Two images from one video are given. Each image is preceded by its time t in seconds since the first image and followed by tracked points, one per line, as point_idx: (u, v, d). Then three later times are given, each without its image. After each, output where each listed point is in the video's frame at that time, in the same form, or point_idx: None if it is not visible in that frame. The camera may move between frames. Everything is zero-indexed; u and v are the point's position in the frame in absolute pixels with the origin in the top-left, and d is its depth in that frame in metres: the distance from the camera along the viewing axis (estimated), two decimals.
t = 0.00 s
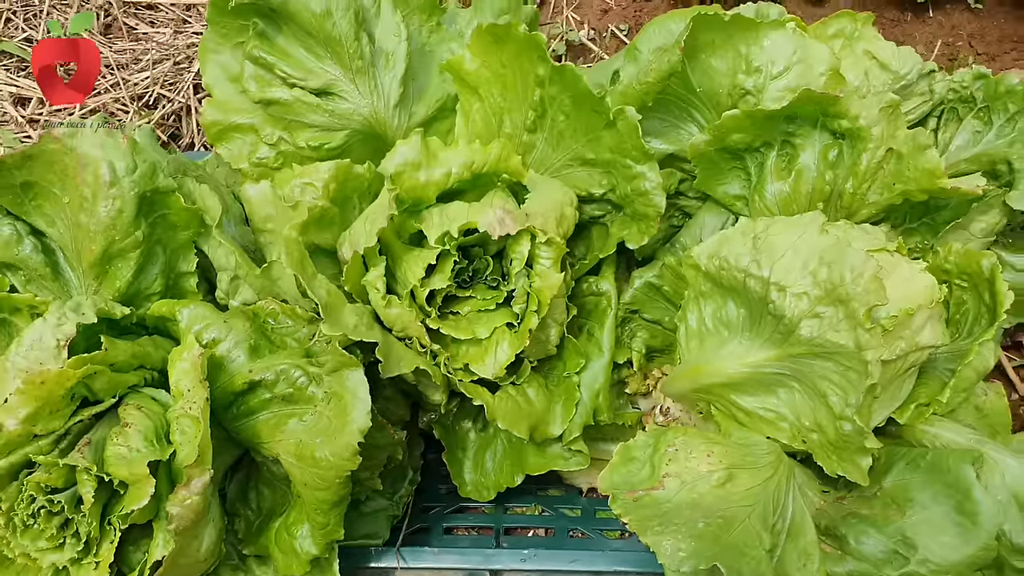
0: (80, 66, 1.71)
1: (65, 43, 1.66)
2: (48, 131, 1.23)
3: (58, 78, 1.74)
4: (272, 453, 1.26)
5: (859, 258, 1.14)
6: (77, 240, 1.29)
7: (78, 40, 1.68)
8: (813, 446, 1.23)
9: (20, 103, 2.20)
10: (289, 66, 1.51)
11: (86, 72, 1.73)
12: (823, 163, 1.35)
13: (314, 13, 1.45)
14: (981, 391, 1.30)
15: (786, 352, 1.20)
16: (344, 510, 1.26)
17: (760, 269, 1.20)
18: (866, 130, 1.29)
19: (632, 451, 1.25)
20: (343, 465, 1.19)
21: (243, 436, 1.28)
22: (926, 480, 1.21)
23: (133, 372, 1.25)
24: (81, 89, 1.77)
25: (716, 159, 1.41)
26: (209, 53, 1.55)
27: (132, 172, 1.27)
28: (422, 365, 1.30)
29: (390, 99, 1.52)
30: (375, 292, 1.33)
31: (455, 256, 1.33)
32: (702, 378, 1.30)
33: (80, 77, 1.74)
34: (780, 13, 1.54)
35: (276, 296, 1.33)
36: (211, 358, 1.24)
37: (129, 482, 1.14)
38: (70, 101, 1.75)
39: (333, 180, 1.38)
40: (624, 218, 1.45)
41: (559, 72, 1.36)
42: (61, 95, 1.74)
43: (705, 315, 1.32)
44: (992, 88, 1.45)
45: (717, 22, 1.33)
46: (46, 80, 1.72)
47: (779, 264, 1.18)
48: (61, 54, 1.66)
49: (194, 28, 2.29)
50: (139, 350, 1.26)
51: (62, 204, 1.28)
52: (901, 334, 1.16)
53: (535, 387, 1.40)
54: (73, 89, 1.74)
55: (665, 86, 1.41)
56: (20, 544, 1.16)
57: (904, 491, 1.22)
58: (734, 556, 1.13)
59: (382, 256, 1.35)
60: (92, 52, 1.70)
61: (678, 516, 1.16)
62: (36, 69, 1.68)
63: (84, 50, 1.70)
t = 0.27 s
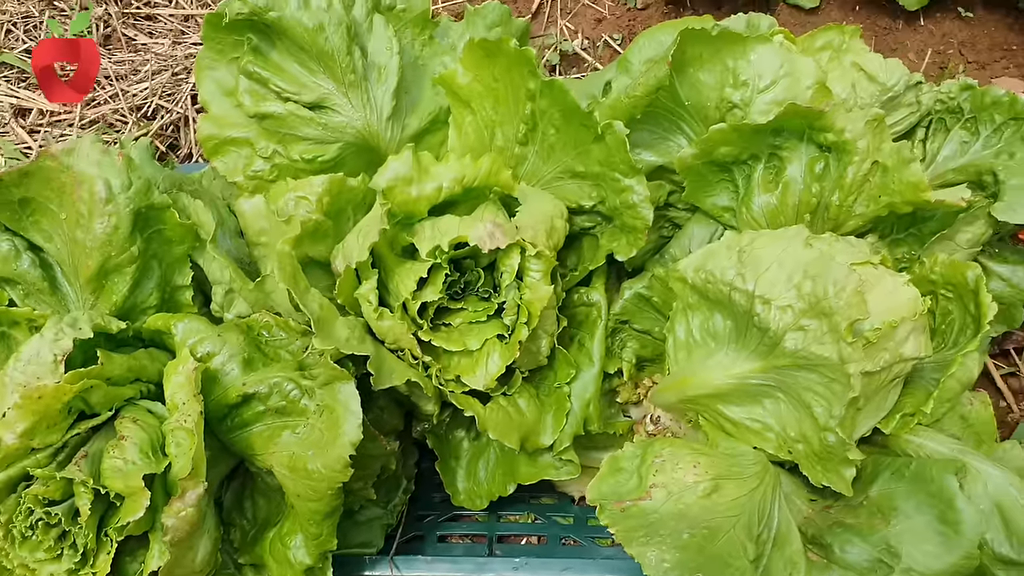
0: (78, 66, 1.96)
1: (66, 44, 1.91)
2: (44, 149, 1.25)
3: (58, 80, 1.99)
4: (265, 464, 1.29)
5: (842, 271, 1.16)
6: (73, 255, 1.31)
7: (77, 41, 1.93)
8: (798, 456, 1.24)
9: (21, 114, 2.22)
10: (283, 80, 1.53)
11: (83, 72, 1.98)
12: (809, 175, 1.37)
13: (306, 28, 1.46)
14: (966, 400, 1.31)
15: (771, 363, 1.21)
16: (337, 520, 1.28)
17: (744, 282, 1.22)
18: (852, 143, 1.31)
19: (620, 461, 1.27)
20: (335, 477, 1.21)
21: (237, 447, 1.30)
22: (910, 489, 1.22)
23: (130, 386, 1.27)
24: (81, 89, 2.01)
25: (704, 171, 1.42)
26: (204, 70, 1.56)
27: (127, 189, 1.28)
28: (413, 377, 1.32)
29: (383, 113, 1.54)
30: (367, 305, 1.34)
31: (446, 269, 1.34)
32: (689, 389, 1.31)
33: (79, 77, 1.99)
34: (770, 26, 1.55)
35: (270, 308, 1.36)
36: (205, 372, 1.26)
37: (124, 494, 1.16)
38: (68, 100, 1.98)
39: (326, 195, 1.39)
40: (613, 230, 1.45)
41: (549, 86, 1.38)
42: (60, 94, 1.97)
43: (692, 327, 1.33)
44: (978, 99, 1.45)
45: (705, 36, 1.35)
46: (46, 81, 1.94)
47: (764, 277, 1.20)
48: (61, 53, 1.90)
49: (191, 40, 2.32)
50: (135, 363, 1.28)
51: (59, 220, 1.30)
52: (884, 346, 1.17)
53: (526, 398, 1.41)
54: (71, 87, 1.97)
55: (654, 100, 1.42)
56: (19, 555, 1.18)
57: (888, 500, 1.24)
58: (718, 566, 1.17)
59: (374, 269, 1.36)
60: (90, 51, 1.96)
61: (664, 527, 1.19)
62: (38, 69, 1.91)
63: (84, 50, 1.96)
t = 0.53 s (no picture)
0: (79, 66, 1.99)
1: (66, 43, 1.94)
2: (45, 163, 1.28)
3: (59, 81, 2.02)
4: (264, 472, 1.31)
5: (830, 280, 1.17)
6: (75, 267, 1.33)
7: (77, 41, 1.96)
8: (789, 462, 1.26)
9: (22, 123, 2.24)
10: (281, 92, 1.54)
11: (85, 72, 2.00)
12: (799, 184, 1.39)
13: (302, 41, 1.48)
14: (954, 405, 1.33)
15: (761, 371, 1.23)
16: (334, 527, 1.30)
17: (734, 290, 1.24)
18: (840, 152, 1.32)
19: (613, 468, 1.29)
20: (332, 484, 1.23)
21: (237, 455, 1.32)
22: (898, 494, 1.24)
23: (130, 395, 1.30)
24: (81, 89, 2.03)
25: (696, 180, 1.44)
26: (202, 81, 1.59)
27: (126, 202, 1.31)
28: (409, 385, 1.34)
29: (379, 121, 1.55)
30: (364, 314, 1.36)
31: (441, 278, 1.35)
32: (681, 396, 1.33)
33: (80, 76, 2.01)
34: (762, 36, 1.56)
35: (268, 318, 1.38)
36: (204, 381, 1.28)
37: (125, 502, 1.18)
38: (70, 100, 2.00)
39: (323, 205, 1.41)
40: (605, 238, 1.47)
41: (542, 98, 1.39)
42: (62, 94, 2.00)
43: (684, 334, 1.35)
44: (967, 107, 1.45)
45: (695, 46, 1.37)
46: (47, 81, 1.98)
47: (753, 286, 1.22)
48: (60, 52, 1.94)
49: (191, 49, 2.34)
50: (136, 373, 1.31)
51: (60, 233, 1.33)
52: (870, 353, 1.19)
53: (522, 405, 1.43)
54: (72, 87, 2.00)
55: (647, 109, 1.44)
56: (22, 562, 1.20)
57: (877, 505, 1.26)
58: (708, 571, 1.19)
59: (371, 278, 1.38)
60: (90, 51, 1.99)
61: (655, 532, 1.21)
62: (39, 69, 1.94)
63: (84, 51, 2.00)
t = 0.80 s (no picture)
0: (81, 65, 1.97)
1: (64, 43, 1.89)
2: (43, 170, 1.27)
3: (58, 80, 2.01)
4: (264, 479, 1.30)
5: (832, 283, 1.17)
6: (73, 274, 1.33)
7: (77, 42, 1.92)
8: (792, 466, 1.25)
9: (21, 129, 2.24)
10: (279, 96, 1.53)
11: (87, 72, 1.99)
12: (800, 186, 1.38)
13: (300, 45, 1.47)
14: (958, 408, 1.32)
15: (763, 375, 1.22)
16: (335, 534, 1.31)
17: (735, 294, 1.23)
18: (842, 153, 1.32)
19: (615, 473, 1.27)
20: (332, 491, 1.23)
21: (237, 463, 1.31)
22: (903, 498, 1.23)
23: (130, 403, 1.29)
24: (82, 88, 2.03)
25: (696, 183, 1.43)
26: (200, 86, 1.58)
27: (124, 209, 1.30)
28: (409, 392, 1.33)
29: (378, 125, 1.54)
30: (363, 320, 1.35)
31: (441, 283, 1.35)
32: (683, 400, 1.32)
33: (80, 76, 2.01)
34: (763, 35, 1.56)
35: (267, 324, 1.38)
36: (203, 389, 1.27)
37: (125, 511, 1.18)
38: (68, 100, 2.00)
39: (322, 209, 1.42)
40: (606, 241, 1.46)
41: (542, 101, 1.39)
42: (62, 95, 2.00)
43: (686, 338, 1.34)
44: (970, 106, 1.45)
45: (695, 48, 1.37)
46: (47, 82, 1.97)
47: (754, 289, 1.21)
48: (57, 51, 1.87)
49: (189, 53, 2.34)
50: (134, 381, 1.30)
51: (58, 240, 1.32)
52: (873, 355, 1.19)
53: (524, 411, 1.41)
54: (71, 87, 2.00)
55: (647, 112, 1.43)
56: (22, 571, 1.19)
57: (881, 509, 1.25)
58: None
59: (371, 283, 1.38)
60: (91, 51, 1.96)
61: (656, 540, 1.20)
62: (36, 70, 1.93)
63: (83, 50, 1.96)
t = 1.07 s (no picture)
0: (81, 66, 2.12)
1: (65, 44, 2.07)
2: (33, 193, 1.23)
3: (59, 81, 2.16)
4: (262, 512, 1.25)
5: (851, 306, 1.13)
6: (65, 300, 1.29)
7: (77, 42, 2.08)
8: (810, 496, 1.21)
9: (16, 150, 2.21)
10: (278, 115, 1.49)
11: (87, 72, 2.13)
12: (815, 205, 1.34)
13: (299, 62, 1.44)
14: (981, 434, 1.27)
15: (781, 401, 1.18)
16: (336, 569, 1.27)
17: (751, 318, 1.18)
18: (858, 172, 1.28)
19: (626, 505, 1.24)
20: (333, 525, 1.20)
21: (234, 495, 1.26)
22: (926, 530, 1.19)
23: (122, 433, 1.24)
24: (82, 87, 2.17)
25: (707, 203, 1.39)
26: (197, 106, 1.55)
27: (117, 232, 1.26)
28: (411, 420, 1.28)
29: (379, 144, 1.50)
30: (365, 345, 1.31)
31: (446, 306, 1.30)
32: (696, 428, 1.27)
33: (80, 77, 2.15)
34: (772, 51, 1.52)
35: (265, 350, 1.33)
36: (199, 418, 1.22)
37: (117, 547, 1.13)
38: (66, 101, 2.15)
39: (322, 231, 1.37)
40: (615, 262, 1.41)
41: (548, 119, 1.35)
42: (63, 94, 2.15)
43: (699, 363, 1.30)
44: (986, 122, 1.41)
45: (705, 64, 1.33)
46: (50, 81, 2.13)
47: (770, 312, 1.17)
48: (58, 52, 2.06)
49: (187, 72, 2.30)
50: (128, 410, 1.25)
51: (49, 264, 1.28)
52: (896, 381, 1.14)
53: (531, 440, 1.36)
54: (71, 87, 2.15)
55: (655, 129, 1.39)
56: None
57: (904, 542, 1.20)
58: None
59: (372, 307, 1.33)
60: (89, 52, 2.11)
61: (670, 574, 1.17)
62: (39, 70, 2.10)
63: (84, 51, 2.12)
